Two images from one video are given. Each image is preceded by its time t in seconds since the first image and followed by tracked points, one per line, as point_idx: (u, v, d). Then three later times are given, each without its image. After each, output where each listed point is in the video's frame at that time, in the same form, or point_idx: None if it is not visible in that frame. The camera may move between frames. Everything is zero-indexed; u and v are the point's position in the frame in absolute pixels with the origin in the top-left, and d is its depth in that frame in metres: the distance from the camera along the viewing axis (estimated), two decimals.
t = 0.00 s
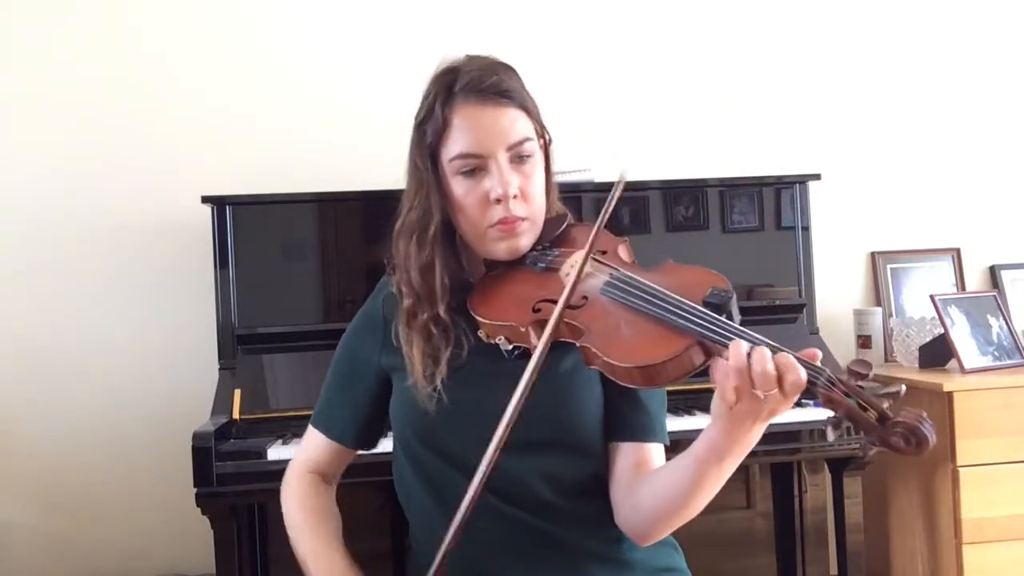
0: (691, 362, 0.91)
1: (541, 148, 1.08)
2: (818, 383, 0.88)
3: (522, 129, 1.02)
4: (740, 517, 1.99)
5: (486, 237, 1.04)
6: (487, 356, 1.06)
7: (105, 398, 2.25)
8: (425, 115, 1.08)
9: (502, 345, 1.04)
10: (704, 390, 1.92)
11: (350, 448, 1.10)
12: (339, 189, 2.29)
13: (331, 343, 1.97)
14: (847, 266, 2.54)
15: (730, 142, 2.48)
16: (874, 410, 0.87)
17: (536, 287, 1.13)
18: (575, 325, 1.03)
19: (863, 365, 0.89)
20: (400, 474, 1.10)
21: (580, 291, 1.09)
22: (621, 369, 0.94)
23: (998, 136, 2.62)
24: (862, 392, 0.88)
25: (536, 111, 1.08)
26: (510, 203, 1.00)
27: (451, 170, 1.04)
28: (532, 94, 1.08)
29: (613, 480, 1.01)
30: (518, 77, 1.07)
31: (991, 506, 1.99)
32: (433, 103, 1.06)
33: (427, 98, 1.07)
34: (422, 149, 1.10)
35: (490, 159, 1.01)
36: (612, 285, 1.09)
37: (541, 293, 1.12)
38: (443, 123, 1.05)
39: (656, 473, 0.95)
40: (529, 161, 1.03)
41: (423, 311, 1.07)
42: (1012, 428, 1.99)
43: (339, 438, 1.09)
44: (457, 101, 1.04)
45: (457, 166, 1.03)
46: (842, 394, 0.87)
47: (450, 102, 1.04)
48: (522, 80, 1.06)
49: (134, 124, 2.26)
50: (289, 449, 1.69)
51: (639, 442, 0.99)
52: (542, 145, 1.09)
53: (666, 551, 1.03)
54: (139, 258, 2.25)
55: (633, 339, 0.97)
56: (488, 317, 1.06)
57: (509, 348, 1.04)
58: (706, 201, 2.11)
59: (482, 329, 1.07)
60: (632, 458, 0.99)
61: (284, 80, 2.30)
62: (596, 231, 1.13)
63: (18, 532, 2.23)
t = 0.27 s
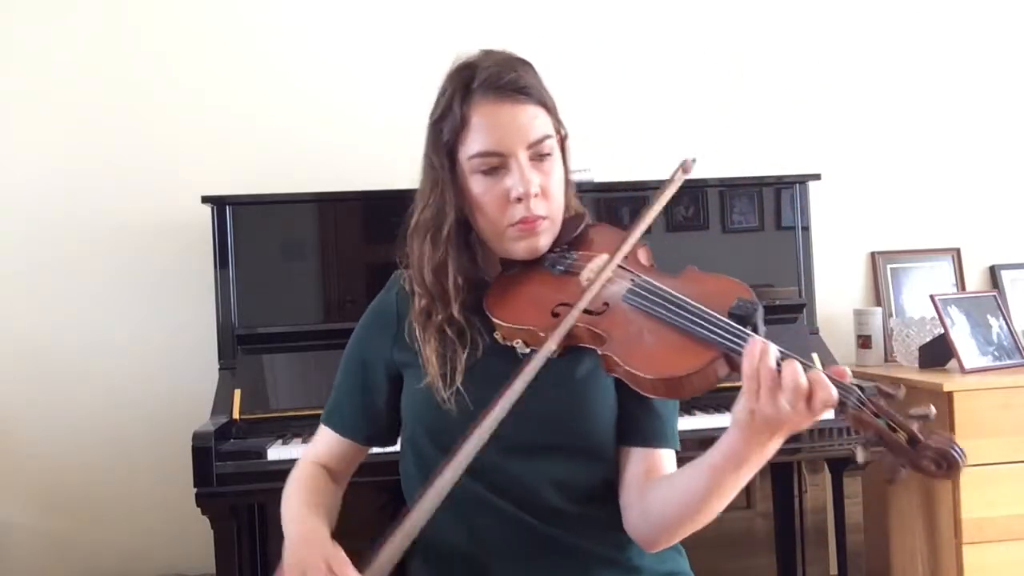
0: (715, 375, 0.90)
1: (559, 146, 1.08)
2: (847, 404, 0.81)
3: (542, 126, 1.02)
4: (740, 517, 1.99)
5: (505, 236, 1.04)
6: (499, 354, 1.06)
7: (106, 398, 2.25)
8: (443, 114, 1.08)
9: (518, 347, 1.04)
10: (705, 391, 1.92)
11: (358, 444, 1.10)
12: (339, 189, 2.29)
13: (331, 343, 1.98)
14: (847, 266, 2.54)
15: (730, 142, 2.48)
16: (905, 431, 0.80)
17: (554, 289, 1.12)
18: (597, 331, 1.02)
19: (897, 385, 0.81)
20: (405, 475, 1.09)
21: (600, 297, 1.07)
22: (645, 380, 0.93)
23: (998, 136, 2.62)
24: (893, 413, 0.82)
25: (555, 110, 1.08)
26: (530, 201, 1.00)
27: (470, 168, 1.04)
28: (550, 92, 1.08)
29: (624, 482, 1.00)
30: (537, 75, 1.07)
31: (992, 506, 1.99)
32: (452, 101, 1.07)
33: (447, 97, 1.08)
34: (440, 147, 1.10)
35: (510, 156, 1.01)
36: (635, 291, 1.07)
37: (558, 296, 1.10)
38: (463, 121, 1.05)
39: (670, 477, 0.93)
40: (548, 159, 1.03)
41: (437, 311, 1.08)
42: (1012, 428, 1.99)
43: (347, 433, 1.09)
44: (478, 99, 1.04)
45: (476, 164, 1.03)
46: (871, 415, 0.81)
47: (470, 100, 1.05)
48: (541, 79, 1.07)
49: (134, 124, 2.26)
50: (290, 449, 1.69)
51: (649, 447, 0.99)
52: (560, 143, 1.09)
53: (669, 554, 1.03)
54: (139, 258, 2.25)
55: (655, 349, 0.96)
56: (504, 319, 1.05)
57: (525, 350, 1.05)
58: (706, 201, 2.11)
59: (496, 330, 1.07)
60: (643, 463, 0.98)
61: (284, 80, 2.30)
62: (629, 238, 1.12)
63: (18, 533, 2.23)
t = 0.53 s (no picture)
0: (753, 412, 0.92)
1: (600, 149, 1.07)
2: (890, 461, 0.80)
3: (586, 131, 1.01)
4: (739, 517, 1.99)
5: (541, 238, 1.04)
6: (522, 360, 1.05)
7: (106, 397, 2.25)
8: (484, 105, 1.05)
9: (545, 356, 1.04)
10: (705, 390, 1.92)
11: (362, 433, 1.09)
12: (339, 189, 2.29)
13: (331, 343, 1.98)
14: (847, 266, 2.54)
15: (729, 142, 2.48)
16: (944, 491, 0.80)
17: (588, 302, 1.12)
18: (632, 352, 1.01)
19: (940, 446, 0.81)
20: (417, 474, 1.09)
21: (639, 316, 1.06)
22: (679, 413, 0.94)
23: (998, 136, 2.62)
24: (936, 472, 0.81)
25: (597, 109, 1.07)
26: (570, 206, 0.99)
27: (509, 167, 1.03)
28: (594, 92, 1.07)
29: (637, 497, 1.05)
30: (582, 74, 1.06)
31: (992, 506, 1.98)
32: (495, 95, 1.04)
33: (490, 88, 1.05)
34: (477, 140, 1.07)
35: (553, 159, 1.00)
36: (674, 314, 1.06)
37: (591, 309, 1.11)
38: (506, 118, 1.03)
39: (701, 497, 0.97)
40: (590, 162, 1.02)
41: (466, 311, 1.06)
42: (1012, 428, 1.99)
43: (354, 422, 1.08)
44: (523, 95, 1.02)
45: (517, 164, 1.02)
46: (913, 473, 0.80)
47: (515, 96, 1.02)
48: (587, 78, 1.05)
49: (134, 124, 2.26)
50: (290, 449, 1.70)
51: (667, 463, 1.04)
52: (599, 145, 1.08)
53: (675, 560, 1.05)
54: (139, 258, 2.25)
55: (692, 383, 0.96)
56: (535, 329, 1.05)
57: (552, 360, 1.04)
58: (705, 201, 2.11)
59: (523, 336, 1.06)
60: (659, 478, 1.03)
61: (284, 80, 2.30)
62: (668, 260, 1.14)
63: (18, 533, 2.23)
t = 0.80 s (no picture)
0: (774, 445, 0.97)
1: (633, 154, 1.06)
2: (918, 511, 0.92)
3: (622, 138, 1.00)
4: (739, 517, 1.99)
5: (573, 245, 1.04)
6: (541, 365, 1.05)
7: (106, 397, 2.25)
8: (519, 107, 1.03)
9: (564, 366, 1.05)
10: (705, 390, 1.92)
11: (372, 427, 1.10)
12: (339, 189, 2.29)
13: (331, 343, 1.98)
14: (847, 266, 2.53)
15: (729, 142, 2.48)
16: (969, 546, 0.92)
17: (615, 315, 1.12)
18: (658, 374, 1.04)
19: (967, 498, 0.94)
20: (428, 473, 1.09)
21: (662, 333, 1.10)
22: (703, 440, 0.97)
23: (998, 136, 2.62)
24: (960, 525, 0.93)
25: (633, 113, 1.06)
26: (603, 215, 0.99)
27: (543, 173, 1.02)
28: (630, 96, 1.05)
29: (647, 512, 1.06)
30: (619, 77, 1.04)
31: (991, 506, 1.98)
32: (531, 99, 1.02)
33: (527, 89, 1.03)
34: (511, 144, 1.06)
35: (588, 167, 0.99)
36: (701, 337, 1.09)
37: (616, 321, 1.11)
38: (541, 123, 1.01)
39: (716, 520, 0.98)
40: (625, 170, 1.01)
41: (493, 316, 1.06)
42: (1012, 428, 1.99)
43: (364, 413, 1.07)
44: (560, 99, 1.00)
45: (551, 170, 1.01)
46: (939, 525, 0.92)
47: (552, 101, 1.01)
48: (624, 82, 1.04)
49: (134, 124, 2.26)
50: (289, 449, 1.69)
51: (679, 477, 1.04)
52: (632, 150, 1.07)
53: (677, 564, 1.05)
54: (139, 258, 2.25)
55: (718, 411, 1.00)
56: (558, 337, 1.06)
57: (571, 370, 1.05)
58: (705, 200, 2.10)
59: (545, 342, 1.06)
60: (671, 492, 1.04)
61: (284, 80, 2.30)
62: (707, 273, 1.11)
63: (18, 532, 2.23)
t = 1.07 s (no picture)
0: (790, 465, 0.96)
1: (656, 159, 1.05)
2: (935, 538, 0.93)
3: (650, 145, 0.99)
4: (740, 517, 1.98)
5: (590, 250, 1.03)
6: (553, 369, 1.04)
7: (107, 397, 2.25)
8: (549, 106, 1.01)
9: (579, 372, 1.05)
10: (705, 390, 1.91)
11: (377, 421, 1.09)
12: (339, 189, 2.29)
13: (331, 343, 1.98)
14: (847, 266, 2.54)
15: (729, 142, 2.48)
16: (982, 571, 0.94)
17: (629, 321, 1.12)
18: (675, 387, 1.03)
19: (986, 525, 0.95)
20: (433, 478, 1.09)
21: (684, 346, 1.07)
22: (721, 457, 0.96)
23: (997, 136, 2.62)
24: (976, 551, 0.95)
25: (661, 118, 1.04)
26: (625, 223, 0.98)
27: (568, 175, 1.00)
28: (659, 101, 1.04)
29: (655, 516, 1.06)
30: (650, 82, 1.03)
31: (992, 506, 1.99)
32: (561, 98, 1.00)
33: (557, 89, 1.00)
34: (535, 142, 1.04)
35: (615, 172, 0.97)
36: (720, 350, 1.07)
37: (633, 329, 1.11)
38: (569, 123, 0.99)
39: (731, 533, 0.97)
40: (649, 176, 1.01)
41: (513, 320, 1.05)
42: (1012, 428, 1.99)
43: (369, 409, 1.06)
44: (590, 101, 0.98)
45: (577, 173, 0.99)
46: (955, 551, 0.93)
47: (583, 102, 0.98)
48: (655, 87, 1.02)
49: (134, 124, 2.26)
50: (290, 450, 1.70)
51: (686, 485, 1.05)
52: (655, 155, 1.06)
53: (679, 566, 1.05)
54: (139, 258, 2.25)
55: (736, 427, 0.99)
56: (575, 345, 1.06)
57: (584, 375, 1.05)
58: (706, 200, 2.10)
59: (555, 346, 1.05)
60: (678, 500, 1.05)
61: (284, 80, 2.30)
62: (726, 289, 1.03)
63: (18, 533, 2.23)
